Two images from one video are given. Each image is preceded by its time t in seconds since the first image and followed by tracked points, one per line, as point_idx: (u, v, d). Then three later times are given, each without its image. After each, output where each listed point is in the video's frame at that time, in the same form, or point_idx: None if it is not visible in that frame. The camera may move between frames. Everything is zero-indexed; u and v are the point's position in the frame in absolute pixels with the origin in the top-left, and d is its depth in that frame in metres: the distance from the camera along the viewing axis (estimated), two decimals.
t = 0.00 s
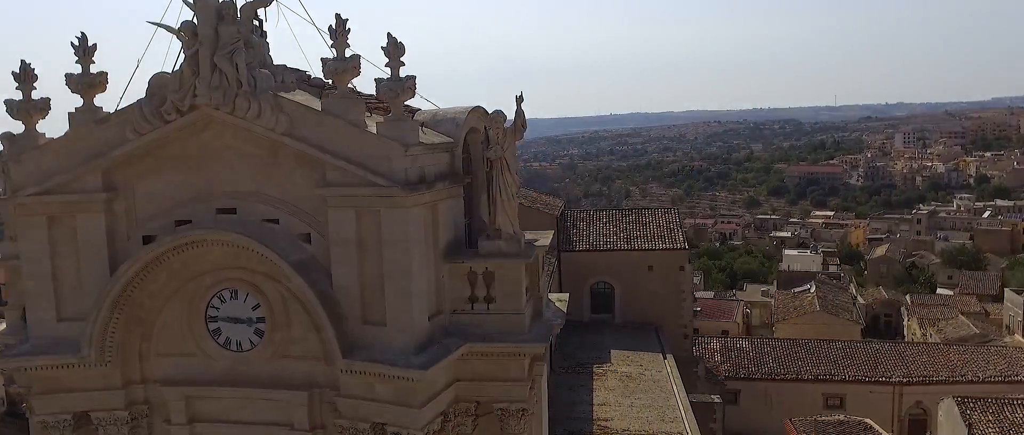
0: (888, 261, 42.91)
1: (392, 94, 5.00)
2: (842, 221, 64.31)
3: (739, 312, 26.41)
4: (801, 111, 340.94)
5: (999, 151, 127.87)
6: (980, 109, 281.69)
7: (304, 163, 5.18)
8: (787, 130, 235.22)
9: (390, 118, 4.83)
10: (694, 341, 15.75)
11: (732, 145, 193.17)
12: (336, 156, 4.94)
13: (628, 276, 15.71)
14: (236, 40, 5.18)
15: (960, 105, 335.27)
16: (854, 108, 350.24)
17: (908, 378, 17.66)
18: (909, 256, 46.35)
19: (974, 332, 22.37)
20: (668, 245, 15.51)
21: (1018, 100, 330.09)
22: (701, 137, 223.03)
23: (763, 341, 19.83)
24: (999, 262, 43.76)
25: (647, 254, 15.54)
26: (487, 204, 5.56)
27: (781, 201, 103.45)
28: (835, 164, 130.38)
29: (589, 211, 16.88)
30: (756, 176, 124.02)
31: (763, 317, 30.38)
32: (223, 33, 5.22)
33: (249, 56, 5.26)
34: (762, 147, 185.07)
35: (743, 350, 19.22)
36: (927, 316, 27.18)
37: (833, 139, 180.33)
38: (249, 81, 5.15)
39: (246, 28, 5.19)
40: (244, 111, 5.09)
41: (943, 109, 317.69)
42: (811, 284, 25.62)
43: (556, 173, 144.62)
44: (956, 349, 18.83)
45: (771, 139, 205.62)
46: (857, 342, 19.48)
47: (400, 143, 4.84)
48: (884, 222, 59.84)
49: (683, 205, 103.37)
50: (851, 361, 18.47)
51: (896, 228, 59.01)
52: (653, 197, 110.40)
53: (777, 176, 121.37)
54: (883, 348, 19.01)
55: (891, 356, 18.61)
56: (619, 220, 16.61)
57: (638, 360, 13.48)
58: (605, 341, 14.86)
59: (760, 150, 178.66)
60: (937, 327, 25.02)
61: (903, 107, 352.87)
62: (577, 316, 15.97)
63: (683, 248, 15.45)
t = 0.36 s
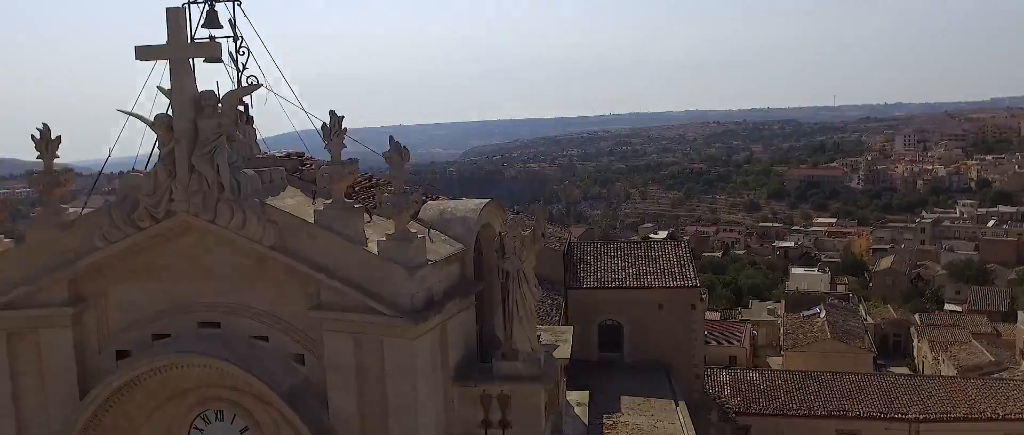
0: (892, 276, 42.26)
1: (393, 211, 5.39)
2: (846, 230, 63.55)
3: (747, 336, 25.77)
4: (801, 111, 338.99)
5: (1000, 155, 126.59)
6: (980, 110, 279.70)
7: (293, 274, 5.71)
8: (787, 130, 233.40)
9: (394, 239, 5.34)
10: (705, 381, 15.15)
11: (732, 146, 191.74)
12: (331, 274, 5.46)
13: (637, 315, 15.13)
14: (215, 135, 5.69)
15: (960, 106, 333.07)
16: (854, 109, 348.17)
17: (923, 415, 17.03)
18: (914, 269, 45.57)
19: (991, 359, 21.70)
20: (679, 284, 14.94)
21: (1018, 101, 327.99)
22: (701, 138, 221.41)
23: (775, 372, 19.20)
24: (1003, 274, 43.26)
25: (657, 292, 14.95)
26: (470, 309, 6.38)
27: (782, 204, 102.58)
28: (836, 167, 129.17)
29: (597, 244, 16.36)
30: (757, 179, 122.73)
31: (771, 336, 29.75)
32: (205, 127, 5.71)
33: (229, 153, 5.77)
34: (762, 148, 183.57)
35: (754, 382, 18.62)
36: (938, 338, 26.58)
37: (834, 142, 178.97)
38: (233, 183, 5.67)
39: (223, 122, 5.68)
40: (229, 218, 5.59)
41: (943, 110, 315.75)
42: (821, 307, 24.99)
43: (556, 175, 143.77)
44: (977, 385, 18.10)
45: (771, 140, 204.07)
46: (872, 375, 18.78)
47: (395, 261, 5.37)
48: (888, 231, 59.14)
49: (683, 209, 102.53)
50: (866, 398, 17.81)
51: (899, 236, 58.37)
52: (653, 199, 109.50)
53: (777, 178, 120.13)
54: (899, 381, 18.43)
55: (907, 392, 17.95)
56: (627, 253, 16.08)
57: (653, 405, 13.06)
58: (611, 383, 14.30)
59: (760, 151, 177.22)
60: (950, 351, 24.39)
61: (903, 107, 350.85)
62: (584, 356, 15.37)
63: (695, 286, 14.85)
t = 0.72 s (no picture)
0: (901, 288, 41.46)
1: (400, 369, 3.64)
2: (850, 238, 62.99)
3: (754, 362, 25.51)
4: (800, 111, 338.27)
5: (1001, 158, 125.98)
6: (979, 110, 278.74)
7: (291, 428, 4.08)
8: (786, 130, 232.66)
9: (400, 394, 3.77)
10: (717, 424, 14.64)
11: (731, 147, 191.12)
12: (332, 431, 3.85)
13: (648, 356, 14.61)
14: (200, 265, 3.97)
15: (958, 107, 331.81)
16: (853, 111, 347.45)
17: None
18: (920, 281, 45.01)
19: (1004, 389, 21.25)
20: (691, 324, 14.42)
21: (1018, 102, 326.51)
22: (700, 139, 220.85)
23: (785, 406, 18.77)
24: (1011, 287, 42.52)
25: (669, 333, 14.43)
26: None
27: (783, 206, 101.73)
28: (837, 169, 128.53)
29: (604, 282, 15.90)
30: (757, 180, 122.05)
31: (777, 356, 29.28)
32: (185, 254, 3.99)
33: (217, 285, 4.02)
34: (762, 149, 182.99)
35: (763, 417, 18.14)
36: (949, 361, 26.09)
37: (834, 143, 178.30)
38: (217, 323, 3.95)
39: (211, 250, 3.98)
40: (213, 368, 3.92)
41: (942, 111, 314.88)
42: (829, 332, 24.59)
43: (555, 176, 142.94)
44: (993, 421, 17.64)
45: (769, 141, 203.09)
46: (885, 410, 18.31)
47: (411, 424, 3.78)
48: (892, 240, 58.40)
49: (683, 212, 101.69)
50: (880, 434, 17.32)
51: (903, 246, 57.65)
52: (653, 201, 108.63)
53: (778, 180, 119.50)
54: (914, 416, 17.92)
55: (923, 428, 17.44)
56: (636, 291, 15.58)
57: None
58: (619, 427, 13.77)
59: (760, 153, 176.53)
60: (962, 377, 23.90)
61: (902, 107, 349.88)
62: (591, 398, 14.83)
63: (709, 327, 14.32)
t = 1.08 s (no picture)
0: (904, 300, 40.98)
1: None
2: (853, 245, 62.45)
3: (760, 380, 25.21)
4: (800, 110, 335.76)
5: (1003, 160, 124.35)
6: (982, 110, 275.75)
7: None
8: (787, 130, 230.81)
9: None
10: None
11: (732, 147, 189.63)
12: None
13: (653, 390, 14.17)
14: (174, 398, 4.29)
15: (959, 107, 329.13)
16: (853, 110, 344.65)
17: None
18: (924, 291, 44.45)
19: (1014, 415, 20.82)
20: (699, 359, 14.00)
21: (1018, 101, 324.16)
22: (700, 139, 219.43)
23: (792, 433, 18.37)
24: (1015, 297, 41.96)
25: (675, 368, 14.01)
26: None
27: (784, 208, 100.84)
28: (837, 171, 127.30)
29: (608, 314, 15.51)
30: (758, 181, 120.84)
31: (782, 372, 28.86)
32: (161, 387, 4.28)
33: (192, 416, 4.34)
34: (762, 150, 181.35)
35: None
36: (957, 380, 25.60)
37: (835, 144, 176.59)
38: None
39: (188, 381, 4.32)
40: None
41: (943, 111, 312.07)
42: (835, 352, 24.16)
43: (554, 176, 142.17)
44: None
45: (770, 142, 201.84)
46: None
47: None
48: (895, 246, 57.78)
49: (683, 214, 101.02)
50: None
51: (906, 252, 56.97)
52: (653, 202, 107.92)
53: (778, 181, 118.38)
54: None
55: None
56: (641, 324, 15.21)
57: None
58: None
59: (761, 154, 174.97)
60: (971, 398, 23.44)
61: (904, 106, 346.18)
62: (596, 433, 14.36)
63: (718, 360, 13.89)
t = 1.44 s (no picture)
0: (905, 303, 40.87)
1: None
2: (853, 246, 62.37)
3: (761, 386, 25.06)
4: (800, 110, 334.89)
5: (1004, 160, 123.81)
6: (981, 110, 274.76)
7: None
8: (787, 131, 230.05)
9: None
10: None
11: (732, 147, 189.09)
12: None
13: (654, 400, 14.03)
14: None
15: (959, 107, 328.41)
16: (852, 110, 343.78)
17: None
18: (926, 294, 44.27)
19: (1019, 421, 20.69)
20: (700, 369, 13.88)
21: (1017, 101, 323.62)
22: (700, 140, 218.87)
23: None
24: (1016, 300, 41.81)
25: (677, 379, 13.87)
26: None
27: (784, 208, 100.51)
28: (838, 171, 126.88)
29: (610, 325, 15.47)
30: (758, 181, 120.41)
31: (783, 377, 28.83)
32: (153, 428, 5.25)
33: None
34: (762, 150, 180.71)
35: None
36: (960, 386, 25.44)
37: (835, 144, 176.12)
38: None
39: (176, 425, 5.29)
40: None
41: (943, 110, 311.15)
42: (836, 358, 24.08)
43: (554, 176, 141.93)
44: None
45: (770, 142, 201.37)
46: None
47: None
48: (896, 248, 57.62)
49: (683, 214, 100.78)
50: None
51: (907, 254, 56.79)
52: (653, 202, 107.61)
53: (779, 182, 117.91)
54: None
55: None
56: (642, 334, 15.17)
57: None
58: None
59: (761, 154, 174.33)
60: (974, 405, 23.33)
61: (902, 104, 345.70)
62: None
63: (720, 371, 13.75)
